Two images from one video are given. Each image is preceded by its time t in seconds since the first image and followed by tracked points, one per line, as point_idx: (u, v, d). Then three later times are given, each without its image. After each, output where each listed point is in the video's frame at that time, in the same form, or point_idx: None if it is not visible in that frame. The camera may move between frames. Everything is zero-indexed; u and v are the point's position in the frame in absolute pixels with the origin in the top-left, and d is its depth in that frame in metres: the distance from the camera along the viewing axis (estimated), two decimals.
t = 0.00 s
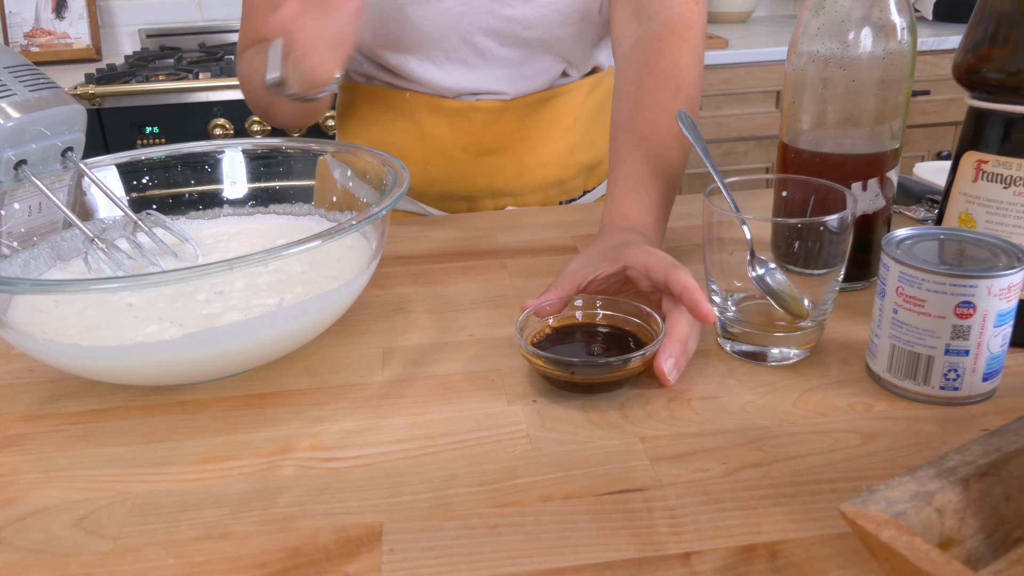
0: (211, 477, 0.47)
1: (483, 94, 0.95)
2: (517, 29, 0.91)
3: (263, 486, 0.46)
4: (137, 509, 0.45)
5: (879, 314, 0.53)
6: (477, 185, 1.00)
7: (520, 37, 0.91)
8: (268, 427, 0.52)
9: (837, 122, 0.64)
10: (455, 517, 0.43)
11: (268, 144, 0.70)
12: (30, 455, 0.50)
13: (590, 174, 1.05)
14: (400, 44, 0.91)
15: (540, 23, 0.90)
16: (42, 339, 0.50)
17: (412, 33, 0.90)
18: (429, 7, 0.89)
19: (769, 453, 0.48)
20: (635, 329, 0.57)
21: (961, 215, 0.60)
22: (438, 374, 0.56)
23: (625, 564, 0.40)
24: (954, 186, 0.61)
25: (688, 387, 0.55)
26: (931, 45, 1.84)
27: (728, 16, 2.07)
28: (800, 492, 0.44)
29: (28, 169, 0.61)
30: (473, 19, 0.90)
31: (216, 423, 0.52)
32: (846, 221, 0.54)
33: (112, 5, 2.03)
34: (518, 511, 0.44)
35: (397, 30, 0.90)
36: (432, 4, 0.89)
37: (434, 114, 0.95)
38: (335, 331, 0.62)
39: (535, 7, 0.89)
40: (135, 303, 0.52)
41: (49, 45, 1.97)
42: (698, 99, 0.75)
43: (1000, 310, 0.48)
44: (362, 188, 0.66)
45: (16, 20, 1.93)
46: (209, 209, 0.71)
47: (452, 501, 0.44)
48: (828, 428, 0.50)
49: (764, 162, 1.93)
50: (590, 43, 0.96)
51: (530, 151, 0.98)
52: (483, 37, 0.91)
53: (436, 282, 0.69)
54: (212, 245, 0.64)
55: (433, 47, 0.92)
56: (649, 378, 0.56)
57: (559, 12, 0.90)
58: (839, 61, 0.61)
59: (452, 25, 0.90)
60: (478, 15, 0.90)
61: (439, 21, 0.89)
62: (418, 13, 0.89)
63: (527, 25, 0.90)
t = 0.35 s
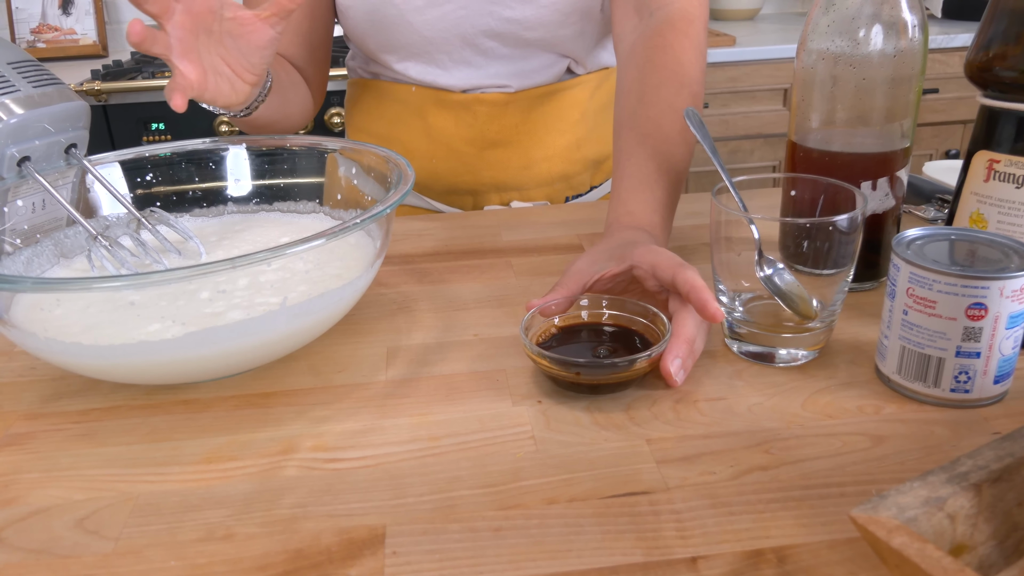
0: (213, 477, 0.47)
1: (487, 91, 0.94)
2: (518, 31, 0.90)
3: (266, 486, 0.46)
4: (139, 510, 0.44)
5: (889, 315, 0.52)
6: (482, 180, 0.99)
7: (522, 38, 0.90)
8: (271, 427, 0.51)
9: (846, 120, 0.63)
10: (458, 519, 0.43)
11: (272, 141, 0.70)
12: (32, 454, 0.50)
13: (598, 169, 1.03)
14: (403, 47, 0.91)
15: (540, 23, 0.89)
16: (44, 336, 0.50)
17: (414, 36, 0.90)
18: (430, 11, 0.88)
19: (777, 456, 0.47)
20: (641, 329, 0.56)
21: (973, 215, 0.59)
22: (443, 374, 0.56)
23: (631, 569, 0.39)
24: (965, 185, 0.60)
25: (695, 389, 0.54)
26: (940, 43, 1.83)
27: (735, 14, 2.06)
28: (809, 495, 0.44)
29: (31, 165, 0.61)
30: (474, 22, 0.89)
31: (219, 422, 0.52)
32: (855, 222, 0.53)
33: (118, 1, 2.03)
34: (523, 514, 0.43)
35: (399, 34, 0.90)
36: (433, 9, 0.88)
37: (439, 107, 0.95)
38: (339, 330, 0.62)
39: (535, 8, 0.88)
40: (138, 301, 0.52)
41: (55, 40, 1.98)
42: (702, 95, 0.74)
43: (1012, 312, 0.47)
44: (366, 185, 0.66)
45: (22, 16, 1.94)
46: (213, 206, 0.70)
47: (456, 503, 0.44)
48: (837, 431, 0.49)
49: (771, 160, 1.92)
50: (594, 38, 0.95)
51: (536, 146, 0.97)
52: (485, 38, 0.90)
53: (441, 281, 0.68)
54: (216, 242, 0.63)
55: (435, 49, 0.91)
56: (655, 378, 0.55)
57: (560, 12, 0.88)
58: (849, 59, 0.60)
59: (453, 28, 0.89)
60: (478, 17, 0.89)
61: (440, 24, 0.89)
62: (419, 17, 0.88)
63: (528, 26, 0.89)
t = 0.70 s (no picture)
0: (216, 481, 0.46)
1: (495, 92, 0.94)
2: (525, 32, 0.89)
3: (269, 491, 0.45)
4: (140, 514, 0.44)
5: (899, 319, 0.52)
6: (487, 181, 0.99)
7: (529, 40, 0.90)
8: (274, 430, 0.51)
9: (854, 122, 0.62)
10: (463, 525, 0.42)
11: (277, 141, 0.69)
12: (33, 457, 0.49)
13: (604, 169, 1.03)
14: (410, 48, 0.91)
15: (548, 25, 0.88)
16: (44, 338, 0.49)
17: (421, 37, 0.89)
18: (437, 12, 0.87)
19: (785, 462, 0.47)
20: (648, 333, 0.56)
21: (983, 218, 0.58)
22: (447, 376, 0.55)
23: None
24: (975, 188, 0.59)
25: (702, 393, 0.53)
26: (946, 44, 1.82)
27: (740, 14, 2.05)
28: (818, 502, 0.43)
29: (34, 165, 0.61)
30: (481, 23, 0.88)
31: (222, 424, 0.52)
32: (865, 225, 0.52)
33: None
34: (528, 520, 0.43)
35: (405, 35, 0.89)
36: (440, 10, 0.87)
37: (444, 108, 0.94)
38: (343, 331, 0.62)
39: (542, 9, 0.87)
40: (140, 303, 0.52)
41: (59, 39, 1.97)
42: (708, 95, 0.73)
43: None
44: (370, 185, 0.65)
45: (26, 14, 1.94)
46: (217, 206, 0.70)
47: (461, 509, 0.44)
48: (846, 436, 0.49)
49: (776, 160, 1.91)
50: (600, 39, 0.94)
51: (541, 146, 0.96)
52: (491, 39, 0.90)
53: (445, 282, 0.68)
54: (220, 243, 0.63)
55: (441, 50, 0.91)
56: (662, 383, 0.55)
57: (568, 14, 0.88)
58: (859, 60, 0.60)
59: (459, 29, 0.89)
60: (485, 18, 0.88)
61: (447, 25, 0.88)
62: (426, 17, 0.88)
63: (535, 28, 0.89)
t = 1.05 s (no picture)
0: (219, 484, 0.46)
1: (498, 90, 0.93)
2: (530, 28, 0.89)
3: (273, 493, 0.45)
4: (144, 517, 0.44)
5: (905, 320, 0.51)
6: (491, 182, 0.98)
7: (533, 35, 0.89)
8: (278, 432, 0.51)
9: (859, 122, 0.62)
10: (468, 528, 0.42)
11: (279, 141, 0.68)
12: (36, 459, 0.49)
13: (607, 170, 1.03)
14: (413, 41, 0.90)
15: (552, 21, 0.88)
16: (47, 339, 0.49)
17: (424, 30, 0.89)
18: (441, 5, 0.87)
19: (791, 464, 0.46)
20: (653, 334, 0.56)
21: (989, 219, 0.58)
22: (451, 378, 0.55)
23: None
24: (981, 189, 0.59)
25: (707, 395, 0.53)
26: (950, 43, 1.81)
27: (743, 13, 2.05)
28: (824, 505, 0.43)
29: (37, 165, 0.62)
30: (485, 18, 0.88)
31: (226, 426, 0.51)
32: (871, 225, 0.52)
33: None
34: (533, 523, 0.42)
35: (408, 28, 0.89)
36: (445, 6, 0.87)
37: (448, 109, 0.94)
38: (347, 333, 0.61)
39: (547, 5, 0.87)
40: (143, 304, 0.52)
41: (61, 38, 1.97)
42: (712, 95, 0.72)
43: None
44: (373, 187, 0.65)
45: (29, 13, 1.94)
46: (220, 206, 0.70)
47: (465, 512, 0.43)
48: (852, 439, 0.48)
49: (778, 160, 1.91)
50: (604, 37, 0.94)
51: (544, 147, 0.96)
52: (495, 33, 0.90)
53: (448, 283, 0.68)
54: (223, 244, 0.63)
55: (445, 44, 0.91)
56: (668, 385, 0.54)
57: (572, 11, 0.87)
58: (864, 60, 0.60)
59: (463, 23, 0.89)
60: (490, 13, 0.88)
61: (451, 18, 0.88)
62: (430, 11, 0.88)
63: (539, 24, 0.88)
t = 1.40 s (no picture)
0: (226, 488, 0.46)
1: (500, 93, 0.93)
2: (533, 32, 0.89)
3: (279, 498, 0.45)
4: (151, 521, 0.44)
5: (913, 325, 0.51)
6: (496, 187, 0.98)
7: (536, 39, 0.89)
8: (284, 436, 0.51)
9: (866, 124, 0.61)
10: (475, 533, 0.42)
11: (287, 144, 0.69)
12: (43, 463, 0.49)
13: (613, 174, 1.02)
14: (414, 43, 0.90)
15: (556, 24, 0.88)
16: (54, 343, 0.49)
17: (427, 31, 0.89)
18: (445, 6, 0.87)
19: (799, 469, 0.46)
20: (659, 338, 0.55)
21: (997, 223, 0.58)
22: (457, 382, 0.55)
23: None
24: (989, 192, 0.59)
25: (714, 399, 0.53)
26: (955, 45, 1.81)
27: (747, 15, 2.04)
28: (833, 511, 0.43)
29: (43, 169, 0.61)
30: (488, 20, 0.88)
31: (232, 429, 0.51)
32: (879, 230, 0.52)
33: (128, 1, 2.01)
34: (540, 528, 0.42)
35: (411, 28, 0.89)
36: (448, 5, 0.87)
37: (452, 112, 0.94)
38: (352, 336, 0.61)
39: (551, 8, 0.87)
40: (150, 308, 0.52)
41: (66, 40, 1.98)
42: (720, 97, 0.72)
43: None
44: (378, 192, 0.65)
45: (33, 16, 1.94)
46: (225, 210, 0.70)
47: (472, 516, 0.43)
48: (860, 443, 0.48)
49: (783, 162, 1.90)
50: (610, 44, 0.94)
51: (548, 150, 0.96)
52: (497, 36, 0.89)
53: (454, 286, 0.68)
54: (229, 247, 0.63)
55: (447, 45, 0.90)
56: (674, 389, 0.54)
57: (576, 14, 0.88)
58: (871, 63, 0.59)
59: (466, 25, 0.88)
60: (493, 15, 0.88)
61: (454, 20, 0.88)
62: (433, 11, 0.88)
63: (543, 27, 0.88)
